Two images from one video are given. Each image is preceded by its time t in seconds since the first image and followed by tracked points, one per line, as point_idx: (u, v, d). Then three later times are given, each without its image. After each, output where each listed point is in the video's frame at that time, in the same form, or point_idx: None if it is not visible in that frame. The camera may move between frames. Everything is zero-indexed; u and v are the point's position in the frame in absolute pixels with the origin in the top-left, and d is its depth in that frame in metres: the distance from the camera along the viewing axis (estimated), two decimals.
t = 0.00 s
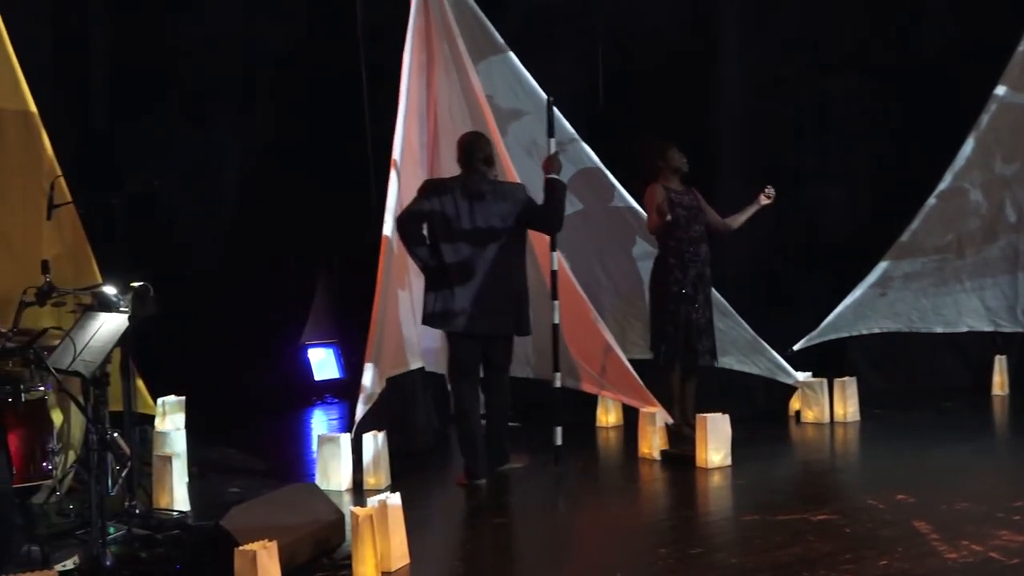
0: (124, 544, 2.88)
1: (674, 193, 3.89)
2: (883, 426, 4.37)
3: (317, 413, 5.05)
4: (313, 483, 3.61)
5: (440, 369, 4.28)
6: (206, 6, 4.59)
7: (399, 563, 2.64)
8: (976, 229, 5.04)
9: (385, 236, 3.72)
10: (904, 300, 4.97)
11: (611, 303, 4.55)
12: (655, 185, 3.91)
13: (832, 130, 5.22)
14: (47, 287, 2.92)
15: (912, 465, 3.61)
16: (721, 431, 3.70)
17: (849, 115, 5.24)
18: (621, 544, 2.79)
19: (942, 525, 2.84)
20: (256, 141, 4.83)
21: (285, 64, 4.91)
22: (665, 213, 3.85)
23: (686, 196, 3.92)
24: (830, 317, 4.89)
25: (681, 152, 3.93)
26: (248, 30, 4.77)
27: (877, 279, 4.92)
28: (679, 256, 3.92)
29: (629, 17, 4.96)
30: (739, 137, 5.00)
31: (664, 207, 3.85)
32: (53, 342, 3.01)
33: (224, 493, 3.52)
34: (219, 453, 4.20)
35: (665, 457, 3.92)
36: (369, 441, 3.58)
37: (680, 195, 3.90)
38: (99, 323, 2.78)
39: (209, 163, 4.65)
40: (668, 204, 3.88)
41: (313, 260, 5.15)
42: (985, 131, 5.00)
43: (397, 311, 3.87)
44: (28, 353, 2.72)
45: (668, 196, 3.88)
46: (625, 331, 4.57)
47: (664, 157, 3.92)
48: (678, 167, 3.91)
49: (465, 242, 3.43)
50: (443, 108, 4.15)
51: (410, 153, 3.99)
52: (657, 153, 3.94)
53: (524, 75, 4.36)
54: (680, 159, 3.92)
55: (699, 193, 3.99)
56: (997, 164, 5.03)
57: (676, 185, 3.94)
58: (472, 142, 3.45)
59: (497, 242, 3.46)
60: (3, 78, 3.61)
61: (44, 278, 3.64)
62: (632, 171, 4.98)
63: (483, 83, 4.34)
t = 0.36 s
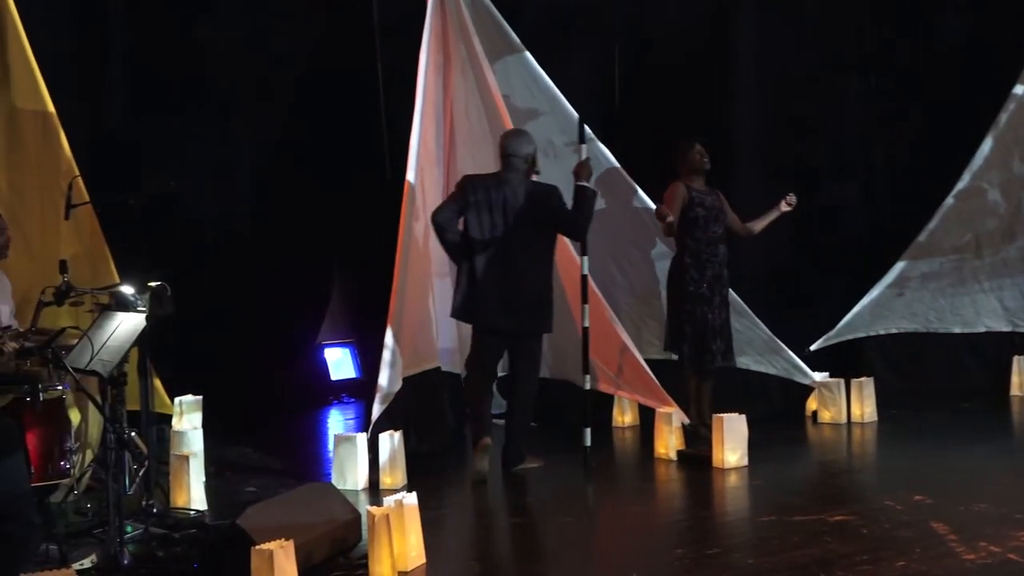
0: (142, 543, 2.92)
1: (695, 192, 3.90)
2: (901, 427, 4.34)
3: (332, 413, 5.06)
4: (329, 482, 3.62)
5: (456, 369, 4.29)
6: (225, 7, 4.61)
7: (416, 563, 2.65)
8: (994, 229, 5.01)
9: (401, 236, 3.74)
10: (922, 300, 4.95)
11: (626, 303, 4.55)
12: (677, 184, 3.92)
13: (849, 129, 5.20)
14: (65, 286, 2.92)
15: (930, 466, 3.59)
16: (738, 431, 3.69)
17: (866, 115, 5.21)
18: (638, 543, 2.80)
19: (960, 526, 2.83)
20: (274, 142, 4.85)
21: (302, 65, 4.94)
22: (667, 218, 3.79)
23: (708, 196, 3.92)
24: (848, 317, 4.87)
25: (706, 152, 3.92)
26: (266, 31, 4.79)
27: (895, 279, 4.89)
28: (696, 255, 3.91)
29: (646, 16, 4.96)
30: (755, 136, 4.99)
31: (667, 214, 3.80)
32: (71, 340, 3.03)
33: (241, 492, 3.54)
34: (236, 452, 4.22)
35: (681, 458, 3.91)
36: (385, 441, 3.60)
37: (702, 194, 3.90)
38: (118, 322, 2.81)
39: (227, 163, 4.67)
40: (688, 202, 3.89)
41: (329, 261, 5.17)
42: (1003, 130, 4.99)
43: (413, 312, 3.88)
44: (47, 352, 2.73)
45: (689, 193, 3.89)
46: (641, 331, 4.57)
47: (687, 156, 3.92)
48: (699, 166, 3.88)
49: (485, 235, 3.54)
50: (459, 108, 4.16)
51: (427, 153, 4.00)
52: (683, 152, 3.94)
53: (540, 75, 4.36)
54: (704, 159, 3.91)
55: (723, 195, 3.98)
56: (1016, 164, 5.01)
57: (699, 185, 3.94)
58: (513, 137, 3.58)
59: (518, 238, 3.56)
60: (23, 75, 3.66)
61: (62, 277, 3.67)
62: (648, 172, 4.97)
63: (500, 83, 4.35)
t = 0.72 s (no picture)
0: (158, 541, 2.94)
1: (716, 194, 3.86)
2: (917, 428, 4.32)
3: (347, 412, 5.07)
4: (344, 481, 3.64)
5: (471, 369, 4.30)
6: (240, 9, 4.64)
7: (431, 563, 2.66)
8: (1011, 229, 4.94)
9: (417, 236, 3.75)
10: (938, 300, 4.92)
11: (641, 302, 4.56)
12: (699, 183, 3.88)
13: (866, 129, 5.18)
14: (82, 286, 2.96)
15: (947, 467, 3.57)
16: (753, 432, 3.69)
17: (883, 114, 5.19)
18: (653, 543, 2.80)
19: (977, 527, 2.82)
20: (290, 143, 4.88)
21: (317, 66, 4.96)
22: (679, 221, 3.78)
23: (729, 197, 3.88)
24: (863, 317, 4.86)
25: (733, 151, 3.87)
26: (282, 34, 4.82)
27: (911, 279, 4.88)
28: (708, 255, 3.91)
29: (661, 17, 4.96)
30: (770, 136, 4.98)
31: (679, 220, 3.78)
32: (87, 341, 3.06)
33: (257, 491, 3.56)
34: (252, 451, 4.25)
35: (697, 458, 3.91)
36: (401, 441, 3.62)
37: (723, 196, 3.87)
38: (134, 321, 2.83)
39: (243, 163, 4.69)
40: (706, 204, 3.86)
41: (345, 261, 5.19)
42: (1021, 129, 4.93)
43: (429, 311, 3.89)
44: (63, 352, 2.73)
45: (708, 195, 3.85)
46: (656, 331, 4.59)
47: (716, 153, 3.88)
48: (728, 166, 3.88)
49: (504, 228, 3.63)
50: (474, 108, 4.17)
51: (442, 152, 4.01)
52: (712, 149, 3.88)
53: (556, 75, 4.36)
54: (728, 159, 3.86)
55: (745, 194, 3.94)
56: None
57: (721, 184, 3.91)
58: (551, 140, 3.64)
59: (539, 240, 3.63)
60: (40, 76, 3.69)
61: (78, 277, 3.71)
62: (664, 171, 4.97)
63: (515, 83, 4.36)
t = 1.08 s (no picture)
0: (172, 541, 2.96)
1: (739, 201, 3.84)
2: (933, 429, 4.30)
3: (361, 412, 5.08)
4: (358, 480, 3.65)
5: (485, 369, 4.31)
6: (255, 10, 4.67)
7: (444, 562, 2.67)
8: None
9: (430, 235, 3.77)
10: (953, 301, 4.91)
11: (656, 301, 4.55)
12: (726, 184, 3.87)
13: (879, 129, 5.16)
14: (97, 286, 2.98)
15: (962, 467, 3.55)
16: (767, 432, 3.68)
17: (896, 114, 5.17)
18: (666, 543, 2.80)
19: (993, 528, 2.80)
20: (304, 143, 4.90)
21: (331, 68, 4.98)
22: (699, 236, 3.83)
23: (753, 204, 3.86)
24: (878, 317, 4.85)
25: (765, 159, 3.80)
26: (295, 35, 4.84)
27: (926, 279, 4.87)
28: (719, 259, 3.92)
29: (674, 17, 4.96)
30: (783, 136, 4.97)
31: (699, 232, 3.83)
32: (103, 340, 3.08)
33: (271, 491, 3.58)
34: (267, 451, 4.27)
35: (711, 458, 3.91)
36: (414, 441, 3.62)
37: (746, 203, 3.85)
38: (149, 321, 2.84)
39: (257, 163, 4.72)
40: (729, 208, 3.85)
41: (359, 260, 5.21)
42: None
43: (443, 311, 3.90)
44: (78, 351, 2.72)
45: (732, 200, 3.84)
46: (670, 331, 4.56)
47: (748, 158, 3.82)
48: (758, 175, 3.82)
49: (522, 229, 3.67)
50: (488, 108, 4.18)
51: (456, 152, 4.02)
52: (745, 151, 3.83)
53: (569, 75, 4.37)
54: (758, 166, 3.81)
55: (769, 202, 3.92)
56: None
57: (748, 189, 3.88)
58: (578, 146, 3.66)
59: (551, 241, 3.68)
60: (55, 77, 3.72)
61: (94, 277, 3.74)
62: (676, 171, 4.97)
63: (529, 83, 4.37)
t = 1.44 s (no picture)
0: (186, 540, 2.98)
1: (756, 204, 3.83)
2: (947, 429, 4.28)
3: (373, 412, 5.08)
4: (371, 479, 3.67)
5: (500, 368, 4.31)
6: (269, 11, 4.69)
7: (458, 562, 2.68)
8: None
9: (443, 235, 3.78)
10: (967, 301, 4.88)
11: (669, 300, 4.55)
12: (743, 186, 3.86)
13: (894, 129, 5.14)
14: (111, 286, 2.97)
15: (977, 468, 3.54)
16: (780, 432, 3.68)
17: (911, 113, 5.15)
18: (679, 543, 2.81)
19: (1008, 529, 2.79)
20: (318, 144, 4.92)
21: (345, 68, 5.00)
22: (717, 238, 3.81)
23: (769, 207, 3.85)
24: (891, 318, 4.82)
25: (783, 162, 3.77)
26: (309, 36, 4.87)
27: (940, 279, 4.84)
28: (731, 259, 3.92)
29: (686, 17, 4.96)
30: (797, 137, 4.96)
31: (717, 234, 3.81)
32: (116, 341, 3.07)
33: (284, 490, 3.61)
34: (280, 450, 4.29)
35: (724, 458, 3.90)
36: (427, 440, 3.64)
37: (762, 206, 3.84)
38: (162, 320, 2.85)
39: (271, 163, 4.74)
40: (745, 211, 3.84)
41: (372, 261, 5.23)
42: None
43: (456, 310, 3.91)
44: (93, 350, 2.75)
45: (749, 202, 3.83)
46: (683, 330, 4.57)
47: (765, 159, 3.80)
48: (774, 177, 3.80)
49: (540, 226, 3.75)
50: (501, 107, 4.19)
51: (469, 152, 4.03)
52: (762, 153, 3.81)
53: (582, 74, 4.37)
54: (776, 169, 3.79)
55: (786, 205, 3.90)
56: None
57: (765, 192, 3.86)
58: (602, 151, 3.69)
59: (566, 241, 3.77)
60: (70, 78, 3.75)
61: (107, 277, 3.77)
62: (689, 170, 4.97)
63: (542, 83, 4.37)
